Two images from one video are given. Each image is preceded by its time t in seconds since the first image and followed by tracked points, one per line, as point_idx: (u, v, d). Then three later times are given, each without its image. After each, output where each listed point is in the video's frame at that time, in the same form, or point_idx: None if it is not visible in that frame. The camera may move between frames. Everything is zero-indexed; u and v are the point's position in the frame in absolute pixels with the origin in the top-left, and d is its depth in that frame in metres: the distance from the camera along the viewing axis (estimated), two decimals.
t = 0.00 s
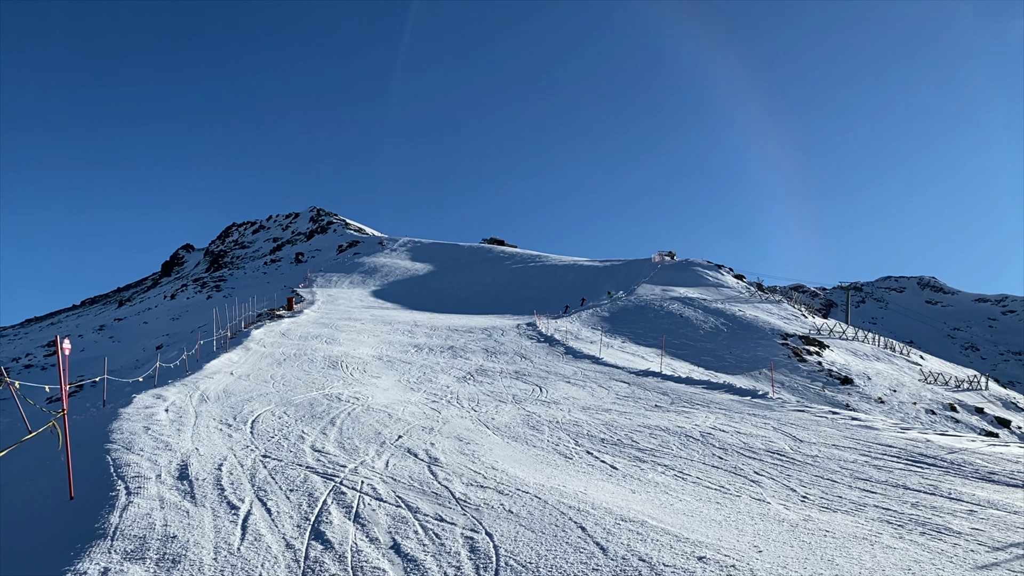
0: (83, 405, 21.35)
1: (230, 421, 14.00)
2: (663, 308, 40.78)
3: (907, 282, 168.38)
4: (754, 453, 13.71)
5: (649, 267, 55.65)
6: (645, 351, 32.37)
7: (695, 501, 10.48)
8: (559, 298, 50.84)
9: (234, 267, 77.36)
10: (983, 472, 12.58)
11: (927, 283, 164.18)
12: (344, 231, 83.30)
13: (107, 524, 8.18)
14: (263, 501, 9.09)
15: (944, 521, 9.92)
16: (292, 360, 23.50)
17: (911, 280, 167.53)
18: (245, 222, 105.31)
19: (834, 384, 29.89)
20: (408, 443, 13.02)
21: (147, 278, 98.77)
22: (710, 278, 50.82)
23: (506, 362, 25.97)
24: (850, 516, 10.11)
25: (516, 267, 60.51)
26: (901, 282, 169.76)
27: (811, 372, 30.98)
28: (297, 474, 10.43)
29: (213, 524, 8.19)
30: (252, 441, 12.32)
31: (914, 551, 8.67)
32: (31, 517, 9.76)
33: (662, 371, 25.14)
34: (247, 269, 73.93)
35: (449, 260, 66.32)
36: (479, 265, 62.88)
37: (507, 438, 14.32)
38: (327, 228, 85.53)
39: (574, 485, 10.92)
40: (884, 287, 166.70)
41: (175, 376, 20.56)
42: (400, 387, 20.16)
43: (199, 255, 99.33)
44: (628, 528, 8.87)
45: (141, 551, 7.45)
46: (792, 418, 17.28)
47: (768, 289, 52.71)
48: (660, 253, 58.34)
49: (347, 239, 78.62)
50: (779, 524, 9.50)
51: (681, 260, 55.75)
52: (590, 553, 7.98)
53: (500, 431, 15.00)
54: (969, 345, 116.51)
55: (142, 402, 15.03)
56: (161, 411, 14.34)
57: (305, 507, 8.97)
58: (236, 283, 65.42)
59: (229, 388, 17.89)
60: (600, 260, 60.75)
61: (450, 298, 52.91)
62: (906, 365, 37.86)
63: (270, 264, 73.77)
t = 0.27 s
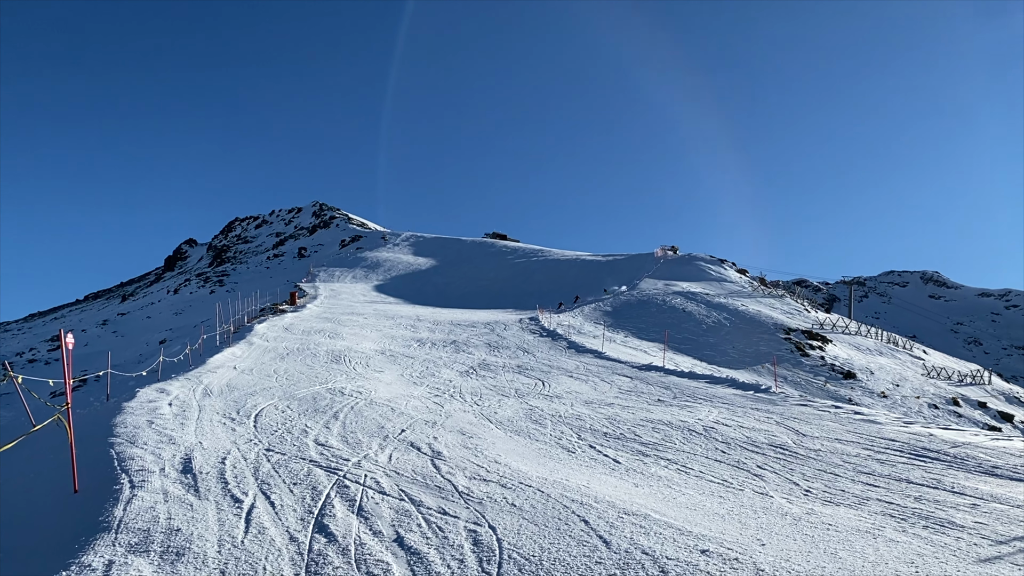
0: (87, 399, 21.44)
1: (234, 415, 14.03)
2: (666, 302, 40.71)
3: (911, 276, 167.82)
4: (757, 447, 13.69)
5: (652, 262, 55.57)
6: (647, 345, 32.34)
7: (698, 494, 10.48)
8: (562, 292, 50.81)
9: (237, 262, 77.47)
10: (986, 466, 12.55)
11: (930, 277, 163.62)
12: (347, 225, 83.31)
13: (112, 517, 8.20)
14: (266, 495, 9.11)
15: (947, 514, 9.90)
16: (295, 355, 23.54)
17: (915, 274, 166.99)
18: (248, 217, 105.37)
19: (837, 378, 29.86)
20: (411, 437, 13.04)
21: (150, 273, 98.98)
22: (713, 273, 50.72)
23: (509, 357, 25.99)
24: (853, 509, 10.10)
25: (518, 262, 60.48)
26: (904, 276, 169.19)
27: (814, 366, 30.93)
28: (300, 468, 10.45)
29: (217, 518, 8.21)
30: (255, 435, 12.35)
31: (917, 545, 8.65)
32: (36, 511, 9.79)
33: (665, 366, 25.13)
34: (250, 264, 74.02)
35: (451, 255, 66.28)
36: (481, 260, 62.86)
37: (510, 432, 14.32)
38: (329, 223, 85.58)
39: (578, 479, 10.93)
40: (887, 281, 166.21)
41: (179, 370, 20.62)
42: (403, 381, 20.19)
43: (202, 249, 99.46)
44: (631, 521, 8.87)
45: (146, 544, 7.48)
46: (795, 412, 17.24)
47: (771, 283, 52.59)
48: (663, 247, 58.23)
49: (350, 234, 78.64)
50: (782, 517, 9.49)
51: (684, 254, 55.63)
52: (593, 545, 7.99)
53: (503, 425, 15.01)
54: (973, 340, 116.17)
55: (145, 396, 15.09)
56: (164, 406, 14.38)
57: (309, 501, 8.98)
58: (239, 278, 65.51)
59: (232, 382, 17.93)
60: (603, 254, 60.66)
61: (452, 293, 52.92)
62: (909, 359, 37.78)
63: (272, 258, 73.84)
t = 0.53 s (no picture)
0: (91, 393, 21.53)
1: (237, 409, 14.08)
2: (669, 297, 40.62)
3: (915, 270, 167.15)
4: (760, 442, 13.66)
5: (655, 256, 55.46)
6: (651, 340, 32.30)
7: (702, 489, 10.47)
8: (565, 287, 50.77)
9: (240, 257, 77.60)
10: (990, 461, 12.50)
11: (935, 272, 162.95)
12: (350, 220, 83.33)
13: (116, 511, 8.24)
14: (270, 489, 9.14)
15: (951, 509, 9.87)
16: (299, 349, 23.59)
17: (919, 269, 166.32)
18: (251, 211, 105.44)
19: (840, 373, 29.79)
20: (414, 431, 13.05)
21: (154, 267, 99.23)
22: (717, 267, 50.57)
23: (512, 351, 25.99)
24: (857, 504, 10.07)
25: (522, 256, 60.41)
26: (909, 270, 168.50)
27: (818, 360, 30.87)
28: (304, 462, 10.47)
29: (221, 512, 8.24)
30: (259, 429, 12.38)
31: (921, 539, 8.62)
32: (41, 504, 9.85)
33: (668, 360, 25.11)
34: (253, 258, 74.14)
35: (454, 249, 66.27)
36: (485, 254, 62.82)
37: (513, 426, 14.33)
38: (333, 218, 85.61)
39: (581, 473, 10.93)
40: (891, 275, 165.60)
41: (182, 365, 20.67)
42: (406, 376, 20.23)
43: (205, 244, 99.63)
44: (634, 515, 8.86)
45: (150, 537, 7.51)
46: (798, 406, 17.21)
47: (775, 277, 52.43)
48: (666, 241, 58.08)
49: (353, 228, 78.65)
50: (785, 512, 9.47)
51: (688, 249, 55.48)
52: (596, 539, 7.99)
53: (506, 419, 15.01)
54: (977, 334, 115.75)
55: (149, 390, 15.14)
56: (168, 400, 14.42)
57: (312, 495, 9.00)
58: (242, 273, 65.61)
59: (236, 376, 17.98)
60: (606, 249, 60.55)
61: (455, 287, 52.93)
62: (913, 354, 37.67)
63: (276, 253, 73.93)
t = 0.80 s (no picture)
0: (95, 387, 21.62)
1: (241, 403, 14.11)
2: (672, 291, 40.54)
3: (919, 265, 166.40)
4: (763, 436, 13.62)
5: (658, 251, 55.31)
6: (654, 334, 32.25)
7: (705, 483, 10.45)
8: (568, 281, 50.71)
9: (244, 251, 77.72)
10: (994, 455, 12.45)
11: (939, 266, 162.20)
12: (353, 215, 83.33)
13: (120, 505, 8.26)
14: (274, 482, 9.16)
15: (954, 503, 9.83)
16: (302, 344, 23.63)
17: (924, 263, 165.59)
18: (255, 206, 105.51)
19: (844, 367, 29.71)
20: (417, 426, 13.06)
21: (158, 262, 99.44)
22: (720, 262, 50.44)
23: (515, 346, 25.99)
24: (860, 498, 10.04)
25: (525, 251, 60.35)
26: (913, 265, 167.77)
27: (821, 355, 30.79)
28: (308, 456, 10.49)
29: (225, 505, 8.26)
30: (263, 423, 12.40)
31: (924, 533, 8.59)
32: (46, 497, 9.90)
33: (671, 355, 25.06)
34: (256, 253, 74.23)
35: (457, 244, 66.25)
36: (488, 249, 62.79)
37: (516, 421, 14.33)
38: (336, 213, 85.60)
39: (584, 467, 10.92)
40: (896, 269, 164.96)
41: (186, 359, 20.73)
42: (409, 370, 20.24)
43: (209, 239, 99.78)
44: (637, 509, 8.85)
45: (154, 531, 7.53)
46: (802, 401, 17.16)
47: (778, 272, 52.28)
48: (670, 236, 57.91)
49: (356, 223, 78.63)
50: (789, 506, 9.45)
51: (691, 243, 55.33)
52: (600, 533, 7.98)
53: (509, 413, 15.01)
54: (981, 329, 115.27)
55: (153, 384, 15.19)
56: (172, 394, 14.48)
57: (316, 489, 9.02)
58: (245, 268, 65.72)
59: (239, 371, 18.02)
60: (609, 244, 60.43)
61: (458, 282, 52.91)
62: (917, 348, 37.53)
63: (279, 248, 74.01)
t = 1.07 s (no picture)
0: (99, 382, 21.68)
1: (245, 398, 14.14)
2: (675, 286, 40.45)
3: (924, 260, 165.69)
4: (767, 431, 13.59)
5: (661, 246, 55.19)
6: (657, 329, 32.19)
7: (708, 478, 10.43)
8: (570, 277, 50.64)
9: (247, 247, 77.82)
10: (998, 450, 12.39)
11: (944, 261, 161.49)
12: (356, 210, 83.36)
13: (125, 499, 8.29)
14: (278, 477, 9.18)
15: (958, 498, 9.79)
16: (306, 339, 23.67)
17: (928, 258, 164.89)
18: (258, 202, 105.64)
19: (847, 362, 29.61)
20: (421, 421, 13.07)
21: (161, 258, 99.66)
22: (723, 257, 50.30)
23: (518, 341, 25.97)
24: (864, 493, 10.01)
25: (527, 246, 60.30)
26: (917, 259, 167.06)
27: (825, 350, 30.71)
28: (311, 451, 10.51)
29: (229, 500, 8.28)
30: (266, 418, 12.42)
31: (928, 528, 8.56)
32: (51, 492, 9.95)
33: (674, 350, 25.01)
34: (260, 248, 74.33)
35: (460, 240, 66.22)
36: (490, 245, 62.76)
37: (520, 416, 14.33)
38: (339, 208, 85.63)
39: (587, 462, 10.91)
40: (900, 264, 164.31)
41: (190, 354, 20.78)
42: (412, 365, 20.25)
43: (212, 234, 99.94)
44: (641, 504, 8.84)
45: (159, 525, 7.56)
46: (805, 396, 17.11)
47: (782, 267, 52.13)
48: (673, 231, 57.76)
49: (359, 218, 78.62)
50: (792, 500, 9.43)
51: (694, 238, 55.18)
52: (603, 528, 7.98)
53: (513, 408, 15.01)
54: (985, 324, 114.81)
55: (157, 379, 15.23)
56: (176, 389, 14.52)
57: (320, 483, 9.03)
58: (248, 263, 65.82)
59: (242, 366, 18.06)
60: (612, 239, 60.33)
61: (461, 277, 52.90)
62: (920, 343, 37.40)
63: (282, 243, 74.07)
